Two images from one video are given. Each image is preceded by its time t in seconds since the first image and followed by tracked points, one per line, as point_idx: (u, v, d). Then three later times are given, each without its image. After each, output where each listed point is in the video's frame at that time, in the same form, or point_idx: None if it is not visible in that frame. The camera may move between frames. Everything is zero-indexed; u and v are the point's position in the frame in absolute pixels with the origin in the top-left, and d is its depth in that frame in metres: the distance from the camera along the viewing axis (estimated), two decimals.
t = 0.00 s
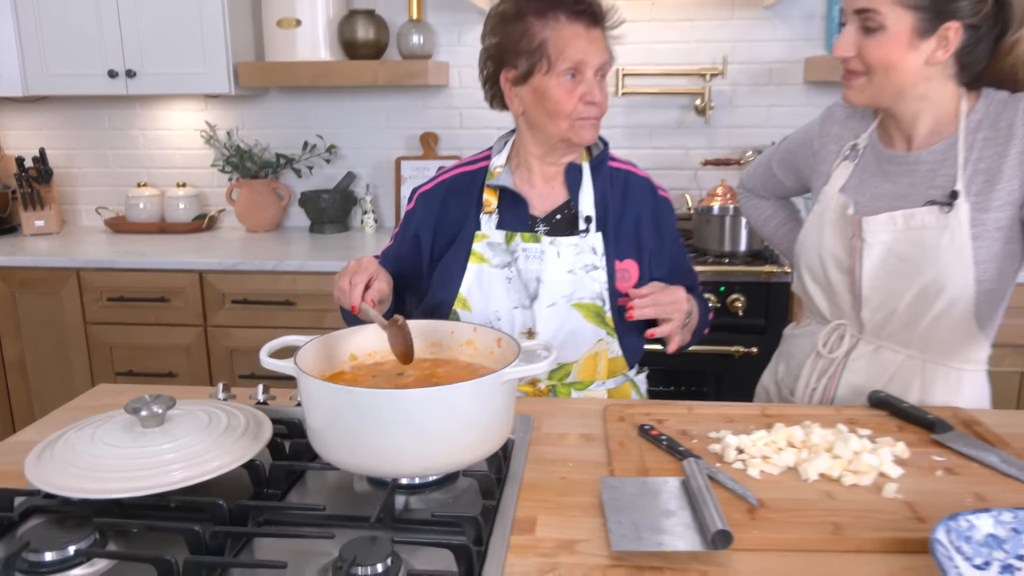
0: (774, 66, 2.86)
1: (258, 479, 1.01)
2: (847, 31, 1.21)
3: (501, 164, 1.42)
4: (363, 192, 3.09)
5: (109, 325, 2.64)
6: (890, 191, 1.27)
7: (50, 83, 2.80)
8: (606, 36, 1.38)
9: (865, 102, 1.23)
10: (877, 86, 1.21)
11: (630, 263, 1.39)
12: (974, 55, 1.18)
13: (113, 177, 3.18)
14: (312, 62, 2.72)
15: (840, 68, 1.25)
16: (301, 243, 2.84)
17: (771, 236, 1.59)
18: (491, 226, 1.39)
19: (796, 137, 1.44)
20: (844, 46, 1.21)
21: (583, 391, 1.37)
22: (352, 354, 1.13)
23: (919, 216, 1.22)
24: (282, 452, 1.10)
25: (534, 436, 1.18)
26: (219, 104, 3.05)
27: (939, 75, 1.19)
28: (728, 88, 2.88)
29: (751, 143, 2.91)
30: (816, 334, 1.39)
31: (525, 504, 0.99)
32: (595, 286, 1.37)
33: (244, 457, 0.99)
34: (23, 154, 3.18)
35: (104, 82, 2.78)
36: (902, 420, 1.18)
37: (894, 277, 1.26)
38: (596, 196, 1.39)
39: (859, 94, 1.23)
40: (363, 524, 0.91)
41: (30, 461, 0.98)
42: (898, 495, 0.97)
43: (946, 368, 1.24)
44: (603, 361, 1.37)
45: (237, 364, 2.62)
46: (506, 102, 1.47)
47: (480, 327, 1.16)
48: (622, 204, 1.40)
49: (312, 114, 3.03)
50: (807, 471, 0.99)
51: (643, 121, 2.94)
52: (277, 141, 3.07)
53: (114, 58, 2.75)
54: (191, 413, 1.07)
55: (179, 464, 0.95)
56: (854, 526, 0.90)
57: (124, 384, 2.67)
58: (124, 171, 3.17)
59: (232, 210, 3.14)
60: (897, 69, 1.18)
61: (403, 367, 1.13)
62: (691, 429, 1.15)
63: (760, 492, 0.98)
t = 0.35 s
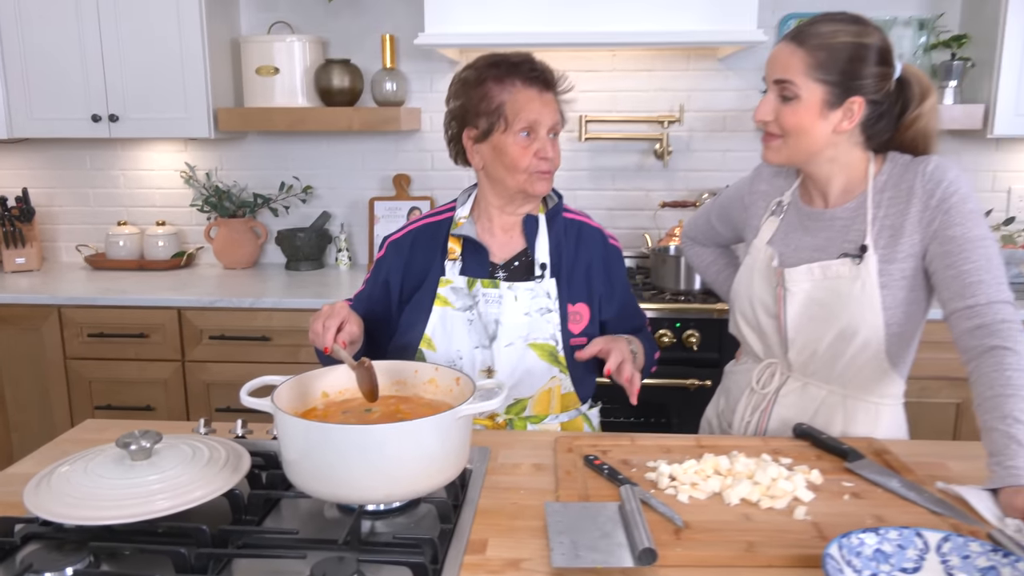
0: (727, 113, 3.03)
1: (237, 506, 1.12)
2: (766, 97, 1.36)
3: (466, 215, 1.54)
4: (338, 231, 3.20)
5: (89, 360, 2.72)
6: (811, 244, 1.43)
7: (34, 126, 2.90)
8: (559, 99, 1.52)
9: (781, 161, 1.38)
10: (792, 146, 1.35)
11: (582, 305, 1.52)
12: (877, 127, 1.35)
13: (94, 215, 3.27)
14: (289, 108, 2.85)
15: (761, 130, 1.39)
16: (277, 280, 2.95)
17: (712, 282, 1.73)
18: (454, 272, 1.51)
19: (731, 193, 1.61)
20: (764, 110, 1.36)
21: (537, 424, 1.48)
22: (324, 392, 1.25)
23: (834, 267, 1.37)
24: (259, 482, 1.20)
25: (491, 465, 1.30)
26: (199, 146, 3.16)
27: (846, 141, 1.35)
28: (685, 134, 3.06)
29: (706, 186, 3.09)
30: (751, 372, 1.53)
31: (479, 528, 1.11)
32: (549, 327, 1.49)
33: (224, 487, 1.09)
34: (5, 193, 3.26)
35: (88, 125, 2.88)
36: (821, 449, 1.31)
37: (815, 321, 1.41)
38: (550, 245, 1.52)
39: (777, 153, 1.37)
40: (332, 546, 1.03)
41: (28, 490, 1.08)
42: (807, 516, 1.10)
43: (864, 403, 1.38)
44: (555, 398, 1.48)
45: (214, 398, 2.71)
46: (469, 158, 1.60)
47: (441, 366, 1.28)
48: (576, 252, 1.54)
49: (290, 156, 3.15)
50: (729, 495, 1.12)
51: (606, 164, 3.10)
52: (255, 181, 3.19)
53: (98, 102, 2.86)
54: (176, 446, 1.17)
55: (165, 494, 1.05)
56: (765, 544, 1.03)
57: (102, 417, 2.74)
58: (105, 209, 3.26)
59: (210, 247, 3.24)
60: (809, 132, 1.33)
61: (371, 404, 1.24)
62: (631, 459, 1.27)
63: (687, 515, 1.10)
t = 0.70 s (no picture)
0: (706, 128, 3.14)
1: (225, 495, 1.20)
2: (725, 121, 1.46)
3: (446, 226, 1.63)
4: (326, 235, 3.29)
5: (81, 358, 2.79)
6: (767, 258, 1.52)
7: (30, 130, 2.97)
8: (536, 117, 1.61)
9: (740, 180, 1.48)
10: (749, 167, 1.46)
11: (555, 314, 1.61)
12: (830, 148, 1.46)
13: (87, 217, 3.34)
14: (279, 116, 2.94)
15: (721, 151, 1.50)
16: (266, 283, 3.02)
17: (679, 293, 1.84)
18: (435, 279, 1.60)
19: (696, 210, 1.72)
20: (723, 133, 1.46)
21: (510, 424, 1.57)
22: (308, 391, 1.33)
23: (786, 280, 1.47)
24: (246, 474, 1.29)
25: (464, 461, 1.39)
26: (191, 151, 3.24)
27: (800, 162, 1.45)
28: (665, 147, 3.16)
29: (685, 198, 3.19)
30: (711, 378, 1.63)
31: (450, 518, 1.19)
32: (523, 333, 1.58)
33: (212, 477, 1.18)
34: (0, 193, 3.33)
35: (82, 130, 2.95)
36: (773, 451, 1.41)
37: (769, 331, 1.50)
38: (526, 255, 1.61)
39: (735, 173, 1.48)
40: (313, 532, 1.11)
41: (29, 478, 1.16)
42: (753, 512, 1.19)
43: (815, 409, 1.48)
44: (528, 399, 1.57)
45: (203, 397, 2.78)
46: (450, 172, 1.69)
47: (419, 368, 1.37)
48: (550, 262, 1.62)
49: (280, 162, 3.24)
50: (682, 491, 1.22)
51: (587, 175, 3.20)
52: (246, 186, 3.27)
53: (92, 107, 2.93)
54: (168, 440, 1.25)
55: (157, 483, 1.13)
56: (712, 536, 1.12)
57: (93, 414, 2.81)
58: (98, 211, 3.33)
59: (201, 250, 3.31)
60: (764, 154, 1.44)
61: (351, 402, 1.32)
62: (595, 458, 1.37)
63: (642, 509, 1.19)
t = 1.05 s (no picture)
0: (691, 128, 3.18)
1: (209, 489, 1.24)
2: (695, 122, 1.51)
3: (430, 227, 1.65)
4: (316, 236, 3.32)
5: (73, 359, 2.82)
6: (738, 256, 1.58)
7: (22, 133, 3.00)
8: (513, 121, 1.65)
9: (710, 180, 1.53)
10: (718, 167, 1.50)
11: (535, 314, 1.64)
12: (798, 149, 1.51)
13: (79, 219, 3.37)
14: (270, 118, 2.97)
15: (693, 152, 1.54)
16: (257, 284, 3.06)
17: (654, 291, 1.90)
18: (417, 279, 1.63)
19: (671, 209, 1.79)
20: (693, 134, 1.51)
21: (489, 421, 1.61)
22: (290, 387, 1.37)
23: (757, 278, 1.53)
24: (230, 469, 1.33)
25: (444, 456, 1.43)
26: (182, 153, 3.27)
27: (767, 164, 1.50)
28: (651, 147, 3.20)
29: (670, 197, 3.23)
30: (685, 374, 1.69)
31: (427, 510, 1.23)
32: (503, 333, 1.61)
33: (197, 471, 1.22)
34: None
35: (74, 133, 2.98)
36: (744, 444, 1.45)
37: (740, 328, 1.56)
38: (507, 256, 1.64)
39: (704, 173, 1.53)
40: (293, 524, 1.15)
41: (18, 474, 1.20)
42: (720, 502, 1.23)
43: (786, 403, 1.55)
44: (507, 398, 1.61)
45: (194, 396, 2.82)
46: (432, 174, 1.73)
47: (399, 365, 1.41)
48: (531, 263, 1.65)
49: (271, 164, 3.27)
50: (653, 483, 1.26)
51: (574, 175, 3.24)
52: (237, 188, 3.30)
53: (84, 110, 2.96)
54: (154, 436, 1.29)
55: (144, 477, 1.17)
56: (680, 525, 1.16)
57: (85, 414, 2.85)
58: (90, 214, 3.36)
59: (192, 251, 3.35)
60: (732, 154, 1.48)
61: (334, 399, 1.36)
62: (571, 451, 1.41)
63: (613, 500, 1.23)
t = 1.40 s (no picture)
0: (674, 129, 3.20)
1: (176, 488, 1.25)
2: (672, 122, 1.53)
3: (404, 227, 1.64)
4: (301, 238, 3.33)
5: (56, 361, 2.82)
6: (706, 256, 1.62)
7: (4, 136, 3.00)
8: (464, 121, 1.54)
9: (691, 180, 1.55)
10: (700, 166, 1.52)
11: (504, 317, 1.64)
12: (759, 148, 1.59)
13: (63, 221, 3.37)
14: (253, 120, 2.98)
15: (671, 153, 1.56)
16: (242, 285, 3.06)
17: (627, 290, 1.94)
18: (388, 279, 1.63)
19: (641, 208, 1.82)
20: (670, 134, 1.53)
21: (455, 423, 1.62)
22: (260, 387, 1.38)
23: (724, 277, 1.58)
24: (198, 468, 1.33)
25: (414, 454, 1.44)
26: (166, 155, 3.28)
27: (743, 159, 1.55)
28: (634, 148, 3.21)
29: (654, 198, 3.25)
30: (657, 373, 1.75)
31: (394, 508, 1.24)
32: (471, 336, 1.61)
33: (166, 470, 1.23)
34: None
35: (57, 135, 2.98)
36: (713, 441, 1.46)
37: (709, 327, 1.62)
38: (479, 258, 1.63)
39: (686, 174, 1.55)
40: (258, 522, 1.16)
41: None
42: (685, 498, 1.24)
43: (755, 400, 1.62)
44: (473, 400, 1.62)
45: (177, 397, 2.82)
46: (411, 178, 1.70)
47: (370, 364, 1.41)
48: (504, 265, 1.65)
49: (255, 166, 3.28)
50: (619, 479, 1.26)
51: (558, 176, 3.26)
52: (221, 190, 3.31)
53: (67, 113, 2.96)
54: (123, 436, 1.30)
55: (112, 476, 1.18)
56: (642, 522, 1.17)
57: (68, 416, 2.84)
58: (75, 216, 3.36)
59: (176, 252, 3.35)
60: (713, 152, 1.51)
61: (303, 398, 1.36)
62: (541, 449, 1.41)
63: (579, 497, 1.24)
